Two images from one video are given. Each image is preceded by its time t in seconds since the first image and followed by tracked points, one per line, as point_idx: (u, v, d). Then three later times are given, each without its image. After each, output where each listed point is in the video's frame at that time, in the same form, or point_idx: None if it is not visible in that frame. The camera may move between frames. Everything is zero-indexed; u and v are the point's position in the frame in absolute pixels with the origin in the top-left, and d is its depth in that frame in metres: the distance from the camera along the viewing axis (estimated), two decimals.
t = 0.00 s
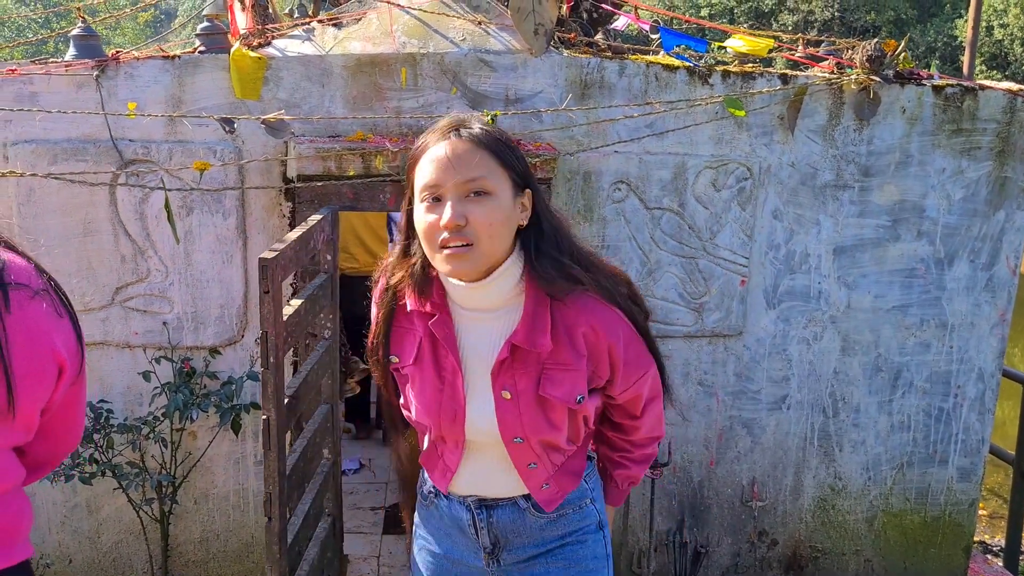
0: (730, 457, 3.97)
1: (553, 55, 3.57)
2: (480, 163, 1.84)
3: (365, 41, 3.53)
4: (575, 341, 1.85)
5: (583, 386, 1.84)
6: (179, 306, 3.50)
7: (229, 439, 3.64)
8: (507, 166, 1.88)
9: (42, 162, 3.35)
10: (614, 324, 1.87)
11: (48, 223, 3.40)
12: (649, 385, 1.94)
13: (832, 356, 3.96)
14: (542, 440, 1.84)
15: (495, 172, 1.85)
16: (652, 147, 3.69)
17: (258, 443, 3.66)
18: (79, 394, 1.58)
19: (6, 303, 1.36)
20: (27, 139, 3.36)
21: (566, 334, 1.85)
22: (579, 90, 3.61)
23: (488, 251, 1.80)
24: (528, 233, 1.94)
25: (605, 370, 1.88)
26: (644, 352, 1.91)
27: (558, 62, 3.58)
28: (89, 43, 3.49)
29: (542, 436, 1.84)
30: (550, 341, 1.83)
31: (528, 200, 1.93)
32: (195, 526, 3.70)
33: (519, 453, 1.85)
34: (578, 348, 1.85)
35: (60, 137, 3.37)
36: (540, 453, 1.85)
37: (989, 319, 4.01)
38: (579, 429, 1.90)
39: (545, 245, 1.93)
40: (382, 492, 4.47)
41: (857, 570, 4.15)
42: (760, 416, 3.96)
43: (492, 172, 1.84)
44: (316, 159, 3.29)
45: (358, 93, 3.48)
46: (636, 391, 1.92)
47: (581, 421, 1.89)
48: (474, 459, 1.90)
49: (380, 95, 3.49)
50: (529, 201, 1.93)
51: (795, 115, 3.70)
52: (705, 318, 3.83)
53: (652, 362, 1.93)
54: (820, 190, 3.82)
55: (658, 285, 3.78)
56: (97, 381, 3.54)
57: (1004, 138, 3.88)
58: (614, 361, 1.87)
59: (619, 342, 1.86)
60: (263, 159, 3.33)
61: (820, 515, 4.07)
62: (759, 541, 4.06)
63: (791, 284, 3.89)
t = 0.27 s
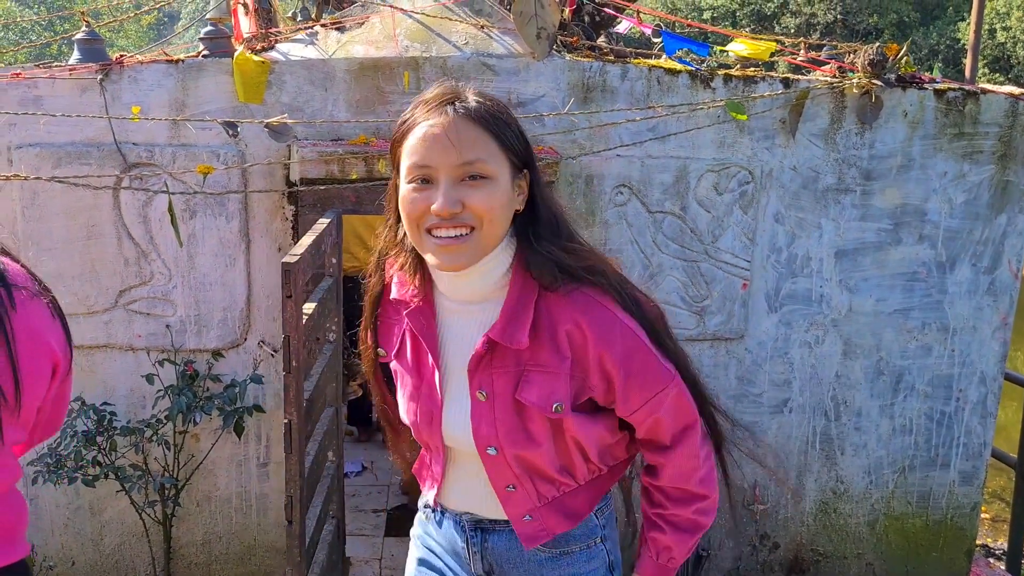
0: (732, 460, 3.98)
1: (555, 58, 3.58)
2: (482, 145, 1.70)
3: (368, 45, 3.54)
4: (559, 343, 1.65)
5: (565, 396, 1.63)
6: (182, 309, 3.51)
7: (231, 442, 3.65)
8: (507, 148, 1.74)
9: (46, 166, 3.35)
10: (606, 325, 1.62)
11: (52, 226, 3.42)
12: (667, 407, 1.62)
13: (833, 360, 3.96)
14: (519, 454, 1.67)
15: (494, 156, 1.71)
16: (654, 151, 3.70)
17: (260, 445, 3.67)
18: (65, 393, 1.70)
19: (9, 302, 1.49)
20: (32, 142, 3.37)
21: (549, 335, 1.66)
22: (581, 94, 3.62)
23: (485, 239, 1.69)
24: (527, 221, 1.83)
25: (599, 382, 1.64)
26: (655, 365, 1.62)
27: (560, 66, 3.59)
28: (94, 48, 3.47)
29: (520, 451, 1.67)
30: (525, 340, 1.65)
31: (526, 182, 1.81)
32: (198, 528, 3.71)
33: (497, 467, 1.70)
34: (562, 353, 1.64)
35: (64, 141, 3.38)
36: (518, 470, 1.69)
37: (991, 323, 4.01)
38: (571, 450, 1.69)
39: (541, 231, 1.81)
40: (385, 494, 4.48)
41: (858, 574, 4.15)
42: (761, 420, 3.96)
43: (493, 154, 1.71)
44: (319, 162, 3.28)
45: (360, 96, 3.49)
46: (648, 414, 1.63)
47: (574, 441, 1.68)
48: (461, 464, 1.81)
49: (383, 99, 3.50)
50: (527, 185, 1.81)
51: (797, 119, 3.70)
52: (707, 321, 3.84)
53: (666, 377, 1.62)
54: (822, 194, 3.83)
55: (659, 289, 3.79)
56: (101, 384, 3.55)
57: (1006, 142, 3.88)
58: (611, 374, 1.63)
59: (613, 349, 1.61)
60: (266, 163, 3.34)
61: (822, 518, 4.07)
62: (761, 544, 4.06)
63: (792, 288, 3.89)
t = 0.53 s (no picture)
0: (734, 463, 3.97)
1: (558, 61, 3.59)
2: (404, 155, 1.72)
3: (371, 47, 3.55)
4: (487, 372, 1.68)
5: (491, 426, 1.65)
6: (185, 311, 3.52)
7: (234, 444, 3.65)
8: (429, 160, 1.76)
9: (50, 167, 3.37)
10: (537, 342, 1.65)
11: (55, 228, 3.42)
12: (598, 434, 1.63)
13: (836, 362, 3.96)
14: (454, 488, 1.70)
15: (413, 167, 1.72)
16: (656, 153, 3.70)
17: (263, 447, 3.67)
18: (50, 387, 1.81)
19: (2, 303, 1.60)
20: (36, 144, 3.38)
21: (476, 365, 1.69)
22: (584, 97, 3.62)
23: (401, 254, 1.73)
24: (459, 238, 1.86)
25: (530, 410, 1.66)
26: (590, 390, 1.63)
27: (562, 68, 3.59)
28: (98, 50, 3.49)
29: (454, 493, 1.70)
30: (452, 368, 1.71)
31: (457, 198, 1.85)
32: (201, 530, 3.71)
33: (434, 503, 1.73)
34: (489, 380, 1.67)
35: (68, 143, 3.39)
36: (452, 515, 1.71)
37: (994, 326, 4.01)
38: (509, 486, 1.71)
39: (472, 249, 1.85)
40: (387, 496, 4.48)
41: None
42: (764, 422, 3.96)
43: (413, 167, 1.72)
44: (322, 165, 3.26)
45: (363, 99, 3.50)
46: (587, 452, 1.64)
47: (510, 481, 1.70)
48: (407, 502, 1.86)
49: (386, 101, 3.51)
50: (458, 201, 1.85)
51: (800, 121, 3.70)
52: (709, 323, 3.84)
53: (602, 406, 1.63)
54: (824, 196, 3.83)
55: (662, 292, 3.79)
56: (104, 385, 3.56)
57: (1009, 145, 3.87)
58: (543, 400, 1.65)
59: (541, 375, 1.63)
60: (269, 165, 3.35)
61: (824, 521, 4.07)
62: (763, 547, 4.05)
63: (795, 290, 3.89)
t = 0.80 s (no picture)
0: (738, 465, 3.97)
1: (561, 64, 3.59)
2: (248, 162, 1.39)
3: (375, 50, 3.55)
4: (434, 382, 1.42)
5: (443, 443, 1.40)
6: (188, 313, 3.52)
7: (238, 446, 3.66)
8: (296, 155, 1.41)
9: (55, 170, 3.39)
10: (493, 348, 1.38)
11: (59, 231, 3.43)
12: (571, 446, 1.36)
13: (840, 365, 3.96)
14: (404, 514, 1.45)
15: (269, 171, 1.39)
16: (660, 156, 3.69)
17: (267, 449, 3.68)
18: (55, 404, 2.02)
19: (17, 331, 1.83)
20: (41, 148, 3.40)
21: (425, 376, 1.42)
22: (587, 99, 3.62)
23: (286, 274, 1.43)
24: (374, 226, 1.50)
25: (488, 424, 1.40)
26: (554, 395, 1.36)
27: (566, 71, 3.59)
28: (102, 53, 3.50)
29: (403, 515, 1.45)
30: (401, 383, 1.44)
31: (353, 185, 1.47)
32: (205, 533, 3.71)
33: (382, 531, 1.48)
34: (439, 395, 1.41)
35: (72, 146, 3.39)
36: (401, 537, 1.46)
37: (999, 328, 4.00)
38: (466, 507, 1.45)
39: (399, 242, 1.51)
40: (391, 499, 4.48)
41: None
42: (768, 425, 3.95)
43: (264, 173, 1.39)
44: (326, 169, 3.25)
45: (367, 102, 3.51)
46: (554, 462, 1.37)
47: (467, 501, 1.44)
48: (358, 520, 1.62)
49: (390, 104, 3.52)
50: (356, 189, 1.47)
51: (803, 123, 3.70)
52: (713, 326, 3.83)
53: (570, 412, 1.36)
54: (828, 198, 3.83)
55: (665, 294, 3.79)
56: (107, 388, 3.56)
57: (1014, 147, 3.86)
58: (501, 411, 1.38)
59: (500, 381, 1.36)
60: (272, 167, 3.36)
61: (829, 524, 4.06)
62: (767, 550, 4.05)
63: (799, 293, 3.88)
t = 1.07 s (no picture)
0: (741, 467, 3.96)
1: (563, 65, 3.59)
2: (90, 224, 1.13)
3: (377, 51, 3.56)
4: (358, 445, 1.17)
5: (364, 518, 1.14)
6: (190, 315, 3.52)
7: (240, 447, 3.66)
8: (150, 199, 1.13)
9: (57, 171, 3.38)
10: (427, 412, 1.14)
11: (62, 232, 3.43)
12: (514, 529, 1.13)
13: (843, 366, 3.95)
14: None
15: (120, 228, 1.13)
16: (662, 157, 3.69)
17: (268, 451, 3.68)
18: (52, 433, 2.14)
19: None
20: (43, 149, 3.39)
21: (347, 437, 1.17)
22: (589, 100, 3.62)
23: (168, 340, 1.20)
24: (268, 266, 1.22)
25: (419, 496, 1.15)
26: (497, 469, 1.14)
27: (568, 72, 3.59)
28: (105, 54, 3.51)
29: None
30: (325, 444, 1.19)
31: (233, 223, 1.19)
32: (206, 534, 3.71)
33: None
34: (364, 460, 1.16)
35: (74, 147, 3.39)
36: None
37: (1002, 329, 4.00)
38: None
39: (304, 283, 1.24)
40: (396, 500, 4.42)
41: None
42: (771, 426, 3.95)
43: (110, 236, 1.13)
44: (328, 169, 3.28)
45: (368, 102, 3.50)
46: (492, 542, 1.14)
47: None
48: None
49: (391, 104, 3.51)
50: (239, 228, 1.19)
51: (806, 124, 3.70)
52: (715, 327, 3.83)
53: (516, 490, 1.14)
54: (831, 199, 3.82)
55: (668, 295, 3.78)
56: (109, 389, 3.56)
57: (1016, 148, 3.86)
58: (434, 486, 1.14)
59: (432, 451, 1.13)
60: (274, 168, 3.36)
61: (832, 525, 4.05)
62: (770, 551, 4.04)
63: (802, 294, 3.87)
